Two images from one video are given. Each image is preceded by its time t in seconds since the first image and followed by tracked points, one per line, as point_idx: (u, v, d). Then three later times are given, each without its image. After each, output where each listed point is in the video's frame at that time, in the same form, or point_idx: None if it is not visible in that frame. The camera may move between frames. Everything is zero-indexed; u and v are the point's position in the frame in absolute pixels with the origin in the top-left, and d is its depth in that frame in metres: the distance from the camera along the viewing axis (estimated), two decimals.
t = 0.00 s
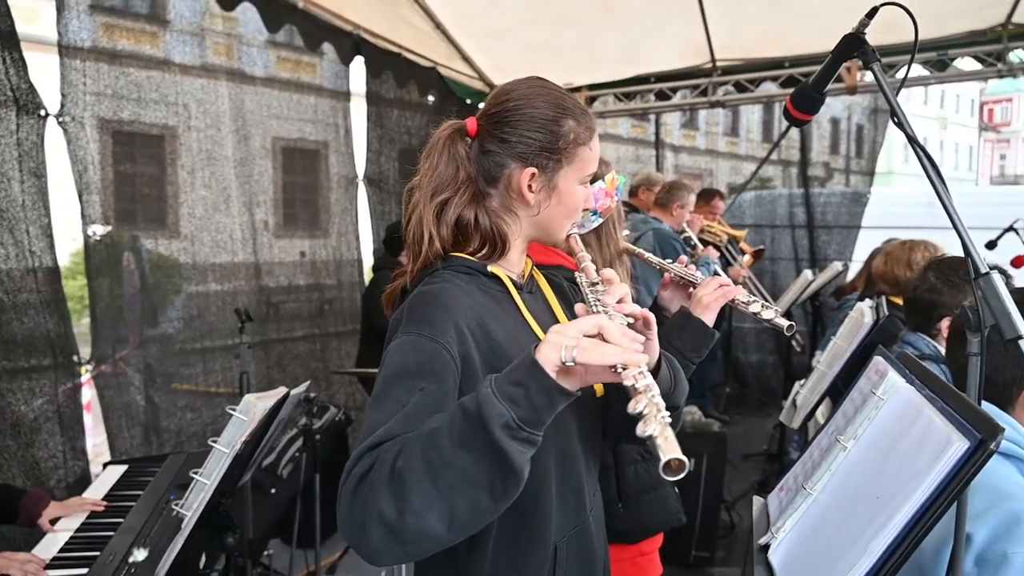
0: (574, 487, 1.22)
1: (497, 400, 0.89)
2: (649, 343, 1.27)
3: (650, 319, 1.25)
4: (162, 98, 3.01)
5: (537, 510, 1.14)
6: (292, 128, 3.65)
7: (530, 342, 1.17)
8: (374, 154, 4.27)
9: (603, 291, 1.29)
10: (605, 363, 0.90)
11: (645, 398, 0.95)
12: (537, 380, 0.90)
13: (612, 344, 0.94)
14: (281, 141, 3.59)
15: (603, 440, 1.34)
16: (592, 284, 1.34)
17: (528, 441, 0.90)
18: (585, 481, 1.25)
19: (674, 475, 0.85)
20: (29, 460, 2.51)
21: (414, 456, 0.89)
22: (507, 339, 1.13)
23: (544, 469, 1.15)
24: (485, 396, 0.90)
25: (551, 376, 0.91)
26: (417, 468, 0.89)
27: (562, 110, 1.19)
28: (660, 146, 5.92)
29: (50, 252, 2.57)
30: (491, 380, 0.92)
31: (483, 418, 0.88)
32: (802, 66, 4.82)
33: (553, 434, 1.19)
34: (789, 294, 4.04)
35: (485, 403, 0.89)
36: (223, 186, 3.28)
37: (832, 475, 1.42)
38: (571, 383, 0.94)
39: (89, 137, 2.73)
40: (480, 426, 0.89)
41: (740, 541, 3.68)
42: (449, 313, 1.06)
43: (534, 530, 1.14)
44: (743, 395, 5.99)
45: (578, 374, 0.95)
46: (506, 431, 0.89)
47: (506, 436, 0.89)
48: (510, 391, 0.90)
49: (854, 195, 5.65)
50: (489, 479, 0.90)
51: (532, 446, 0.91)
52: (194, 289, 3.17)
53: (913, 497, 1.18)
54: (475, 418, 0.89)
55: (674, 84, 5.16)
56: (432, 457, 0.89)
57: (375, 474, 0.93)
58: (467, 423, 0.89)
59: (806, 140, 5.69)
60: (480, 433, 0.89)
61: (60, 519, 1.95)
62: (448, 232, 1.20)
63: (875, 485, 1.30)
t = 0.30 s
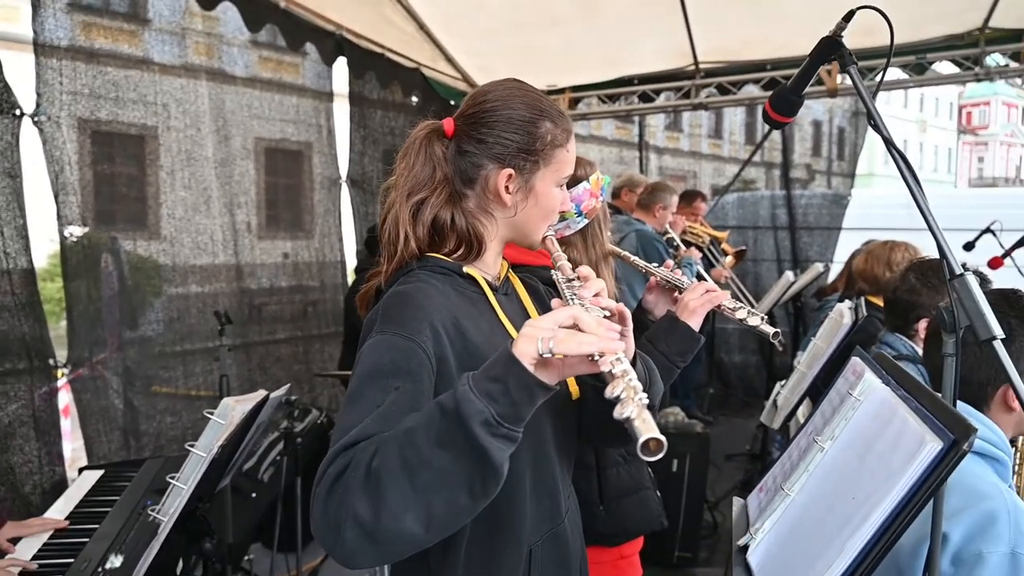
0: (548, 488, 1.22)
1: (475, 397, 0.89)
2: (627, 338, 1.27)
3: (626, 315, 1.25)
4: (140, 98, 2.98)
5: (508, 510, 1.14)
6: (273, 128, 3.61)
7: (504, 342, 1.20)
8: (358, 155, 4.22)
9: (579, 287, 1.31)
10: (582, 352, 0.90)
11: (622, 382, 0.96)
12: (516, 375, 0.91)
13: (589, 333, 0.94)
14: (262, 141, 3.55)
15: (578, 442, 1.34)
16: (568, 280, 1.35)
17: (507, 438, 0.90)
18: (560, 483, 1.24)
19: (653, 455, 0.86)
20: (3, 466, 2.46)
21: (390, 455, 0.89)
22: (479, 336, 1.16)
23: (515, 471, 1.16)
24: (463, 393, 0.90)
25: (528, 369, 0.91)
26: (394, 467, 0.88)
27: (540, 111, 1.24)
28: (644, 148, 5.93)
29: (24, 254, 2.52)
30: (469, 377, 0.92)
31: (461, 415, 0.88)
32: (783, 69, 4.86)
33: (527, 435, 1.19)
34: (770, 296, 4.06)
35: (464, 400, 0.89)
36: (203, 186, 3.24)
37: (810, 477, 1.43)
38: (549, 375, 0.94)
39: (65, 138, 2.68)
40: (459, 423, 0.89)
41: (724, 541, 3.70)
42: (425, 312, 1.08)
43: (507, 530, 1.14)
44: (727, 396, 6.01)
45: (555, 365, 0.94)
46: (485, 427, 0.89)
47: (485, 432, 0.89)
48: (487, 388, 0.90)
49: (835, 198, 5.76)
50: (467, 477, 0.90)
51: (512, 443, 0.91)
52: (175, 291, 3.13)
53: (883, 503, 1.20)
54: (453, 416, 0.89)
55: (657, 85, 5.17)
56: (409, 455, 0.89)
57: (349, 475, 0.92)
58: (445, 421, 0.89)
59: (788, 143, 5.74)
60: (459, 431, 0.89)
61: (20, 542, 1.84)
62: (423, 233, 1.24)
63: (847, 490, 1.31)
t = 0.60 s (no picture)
0: (530, 498, 1.21)
1: (457, 416, 0.88)
2: (610, 344, 1.28)
3: (611, 318, 1.27)
4: (121, 98, 2.94)
5: (490, 519, 1.14)
6: (257, 129, 3.58)
7: (490, 350, 1.19)
8: (343, 157, 4.18)
9: (563, 291, 1.30)
10: (564, 364, 0.89)
11: (601, 393, 0.96)
12: (498, 393, 0.89)
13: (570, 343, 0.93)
14: (246, 143, 3.52)
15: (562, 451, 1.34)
16: (552, 283, 1.34)
17: (491, 455, 0.89)
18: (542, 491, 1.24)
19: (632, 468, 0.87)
20: None
21: (370, 468, 0.89)
22: (464, 345, 1.15)
23: (497, 481, 1.15)
24: (446, 411, 0.89)
25: (510, 384, 0.90)
26: (374, 480, 0.88)
27: (523, 111, 1.24)
28: (630, 151, 5.93)
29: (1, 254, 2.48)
30: (450, 395, 0.91)
31: (444, 434, 0.88)
32: (768, 72, 4.88)
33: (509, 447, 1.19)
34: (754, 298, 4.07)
35: (446, 419, 0.88)
36: (186, 188, 3.21)
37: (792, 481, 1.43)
38: (531, 389, 0.92)
39: (45, 137, 2.65)
40: (442, 441, 0.88)
41: (710, 543, 3.70)
42: (407, 318, 1.08)
43: (489, 539, 1.14)
44: (712, 398, 6.04)
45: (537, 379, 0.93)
46: (468, 446, 0.88)
47: (469, 452, 0.88)
48: (469, 406, 0.89)
49: (819, 200, 5.79)
50: (450, 493, 0.89)
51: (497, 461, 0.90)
52: (159, 294, 3.11)
53: (868, 505, 1.20)
54: (435, 434, 0.88)
55: (643, 89, 5.18)
56: (391, 469, 0.88)
57: (330, 486, 0.92)
58: (427, 436, 0.88)
59: (772, 146, 5.77)
60: (442, 449, 0.88)
61: None
62: (407, 234, 1.23)
63: (829, 493, 1.31)
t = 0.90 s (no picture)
0: (509, 503, 1.20)
1: (427, 411, 0.87)
2: (588, 345, 1.28)
3: (590, 318, 1.25)
4: (95, 97, 2.89)
5: (468, 523, 1.13)
6: (235, 128, 3.53)
7: (465, 349, 1.18)
8: (323, 158, 4.14)
9: (541, 289, 1.28)
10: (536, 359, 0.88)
11: (578, 393, 0.94)
12: (468, 386, 0.88)
13: (544, 340, 0.91)
14: (224, 143, 3.47)
15: (542, 453, 1.32)
16: (531, 284, 1.34)
17: (461, 452, 0.88)
18: (521, 494, 1.23)
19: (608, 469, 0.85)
20: None
21: (339, 472, 0.88)
22: (440, 348, 1.14)
23: (474, 482, 1.14)
24: (415, 407, 0.88)
25: (481, 380, 0.88)
26: (344, 484, 0.88)
27: (502, 110, 1.23)
28: (612, 154, 5.94)
29: None
30: (421, 391, 0.90)
31: (413, 430, 0.87)
32: (747, 77, 4.92)
33: (487, 448, 1.17)
34: (734, 300, 4.06)
35: (415, 415, 0.87)
36: (161, 189, 3.15)
37: (769, 484, 1.43)
38: (506, 387, 0.90)
39: (15, 137, 2.58)
40: (411, 438, 0.87)
41: (689, 545, 3.72)
42: (380, 319, 1.06)
43: (467, 542, 1.13)
44: (692, 400, 6.06)
45: (513, 377, 0.91)
46: (437, 441, 0.87)
47: (439, 449, 0.87)
48: (440, 401, 0.88)
49: (797, 203, 5.90)
50: (421, 493, 0.88)
51: (468, 459, 0.89)
52: (135, 295, 3.06)
53: (846, 508, 1.20)
54: (405, 430, 0.87)
55: (624, 92, 5.19)
56: (360, 472, 0.87)
57: (299, 491, 0.91)
58: (396, 437, 0.88)
59: (751, 150, 5.81)
60: (412, 448, 0.87)
61: None
62: (382, 235, 1.21)
63: (807, 497, 1.31)
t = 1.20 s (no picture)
0: (485, 509, 1.18)
1: (413, 414, 0.86)
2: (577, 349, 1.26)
3: (578, 324, 1.25)
4: (67, 94, 2.83)
5: (443, 531, 1.11)
6: (211, 128, 3.47)
7: (447, 352, 1.17)
8: (301, 159, 4.08)
9: (529, 294, 1.28)
10: (527, 366, 0.85)
11: (575, 403, 0.93)
12: (455, 388, 0.88)
13: (536, 347, 0.88)
14: (200, 143, 3.42)
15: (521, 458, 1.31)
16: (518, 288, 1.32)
17: (449, 457, 0.87)
18: (498, 500, 1.21)
19: (608, 485, 0.84)
20: None
21: (319, 479, 0.86)
22: (421, 351, 1.12)
23: (456, 488, 1.13)
24: (399, 409, 0.87)
25: (470, 384, 0.88)
26: (323, 491, 0.86)
27: (477, 108, 1.21)
28: (591, 157, 5.94)
29: None
30: (406, 394, 0.89)
31: (398, 433, 0.86)
32: (725, 82, 4.96)
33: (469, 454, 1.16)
34: (712, 304, 4.09)
35: (401, 419, 0.86)
36: (135, 189, 3.09)
37: (747, 488, 1.43)
38: (494, 391, 0.89)
39: None
40: (396, 442, 0.86)
41: (667, 547, 3.73)
42: (357, 321, 1.05)
43: (441, 550, 1.12)
44: (670, 403, 6.09)
45: (502, 382, 0.89)
46: (423, 445, 0.86)
47: (425, 453, 0.86)
48: (426, 403, 0.87)
49: (773, 208, 5.91)
50: (405, 498, 0.87)
51: (452, 463, 0.88)
52: (108, 296, 3.00)
53: (826, 510, 1.21)
54: (389, 434, 0.86)
55: (603, 96, 5.20)
56: (341, 477, 0.86)
57: (273, 499, 0.89)
58: (379, 441, 0.86)
59: (729, 155, 5.85)
60: (397, 451, 0.86)
61: None
62: (357, 239, 1.20)
63: (786, 501, 1.31)
